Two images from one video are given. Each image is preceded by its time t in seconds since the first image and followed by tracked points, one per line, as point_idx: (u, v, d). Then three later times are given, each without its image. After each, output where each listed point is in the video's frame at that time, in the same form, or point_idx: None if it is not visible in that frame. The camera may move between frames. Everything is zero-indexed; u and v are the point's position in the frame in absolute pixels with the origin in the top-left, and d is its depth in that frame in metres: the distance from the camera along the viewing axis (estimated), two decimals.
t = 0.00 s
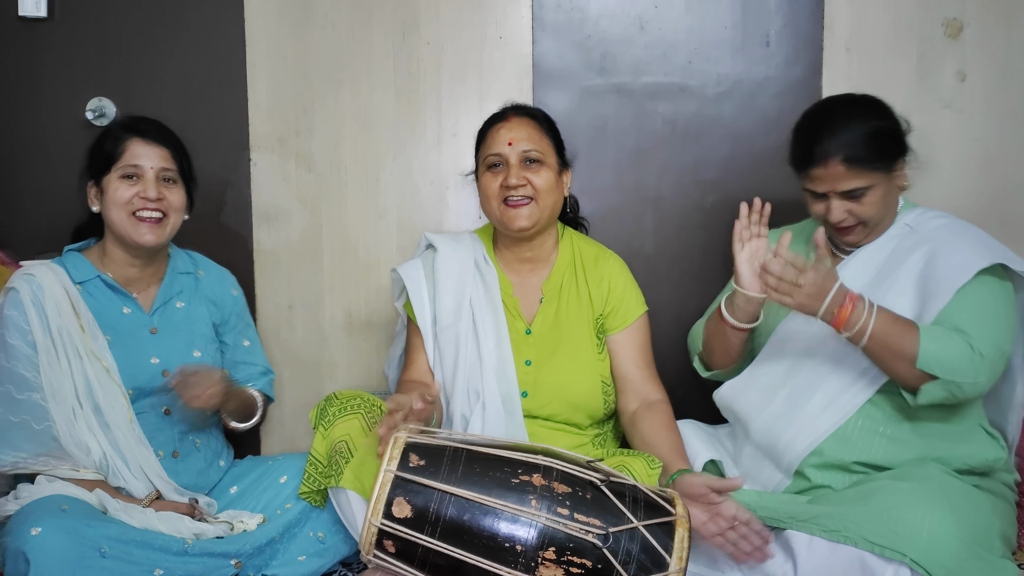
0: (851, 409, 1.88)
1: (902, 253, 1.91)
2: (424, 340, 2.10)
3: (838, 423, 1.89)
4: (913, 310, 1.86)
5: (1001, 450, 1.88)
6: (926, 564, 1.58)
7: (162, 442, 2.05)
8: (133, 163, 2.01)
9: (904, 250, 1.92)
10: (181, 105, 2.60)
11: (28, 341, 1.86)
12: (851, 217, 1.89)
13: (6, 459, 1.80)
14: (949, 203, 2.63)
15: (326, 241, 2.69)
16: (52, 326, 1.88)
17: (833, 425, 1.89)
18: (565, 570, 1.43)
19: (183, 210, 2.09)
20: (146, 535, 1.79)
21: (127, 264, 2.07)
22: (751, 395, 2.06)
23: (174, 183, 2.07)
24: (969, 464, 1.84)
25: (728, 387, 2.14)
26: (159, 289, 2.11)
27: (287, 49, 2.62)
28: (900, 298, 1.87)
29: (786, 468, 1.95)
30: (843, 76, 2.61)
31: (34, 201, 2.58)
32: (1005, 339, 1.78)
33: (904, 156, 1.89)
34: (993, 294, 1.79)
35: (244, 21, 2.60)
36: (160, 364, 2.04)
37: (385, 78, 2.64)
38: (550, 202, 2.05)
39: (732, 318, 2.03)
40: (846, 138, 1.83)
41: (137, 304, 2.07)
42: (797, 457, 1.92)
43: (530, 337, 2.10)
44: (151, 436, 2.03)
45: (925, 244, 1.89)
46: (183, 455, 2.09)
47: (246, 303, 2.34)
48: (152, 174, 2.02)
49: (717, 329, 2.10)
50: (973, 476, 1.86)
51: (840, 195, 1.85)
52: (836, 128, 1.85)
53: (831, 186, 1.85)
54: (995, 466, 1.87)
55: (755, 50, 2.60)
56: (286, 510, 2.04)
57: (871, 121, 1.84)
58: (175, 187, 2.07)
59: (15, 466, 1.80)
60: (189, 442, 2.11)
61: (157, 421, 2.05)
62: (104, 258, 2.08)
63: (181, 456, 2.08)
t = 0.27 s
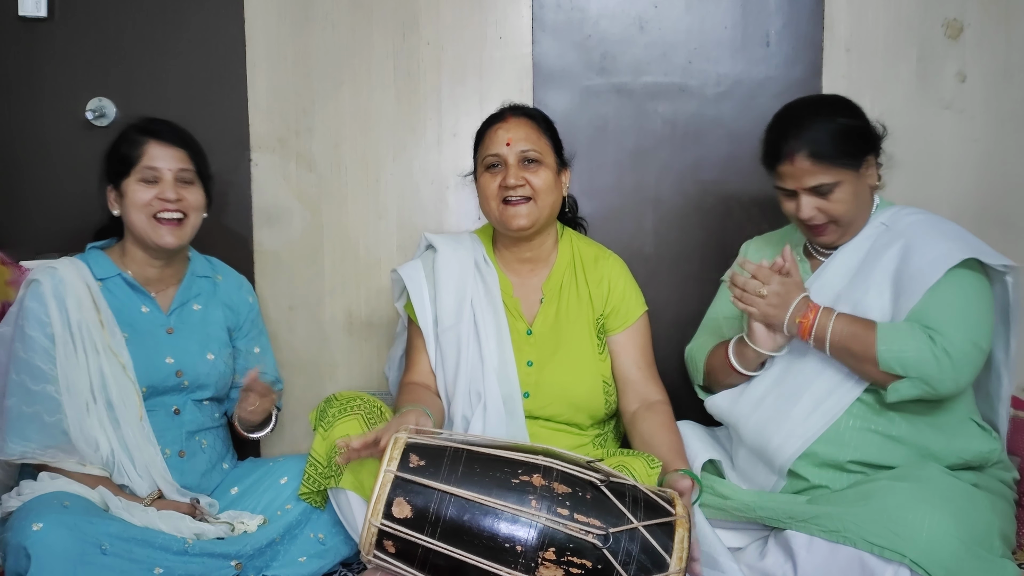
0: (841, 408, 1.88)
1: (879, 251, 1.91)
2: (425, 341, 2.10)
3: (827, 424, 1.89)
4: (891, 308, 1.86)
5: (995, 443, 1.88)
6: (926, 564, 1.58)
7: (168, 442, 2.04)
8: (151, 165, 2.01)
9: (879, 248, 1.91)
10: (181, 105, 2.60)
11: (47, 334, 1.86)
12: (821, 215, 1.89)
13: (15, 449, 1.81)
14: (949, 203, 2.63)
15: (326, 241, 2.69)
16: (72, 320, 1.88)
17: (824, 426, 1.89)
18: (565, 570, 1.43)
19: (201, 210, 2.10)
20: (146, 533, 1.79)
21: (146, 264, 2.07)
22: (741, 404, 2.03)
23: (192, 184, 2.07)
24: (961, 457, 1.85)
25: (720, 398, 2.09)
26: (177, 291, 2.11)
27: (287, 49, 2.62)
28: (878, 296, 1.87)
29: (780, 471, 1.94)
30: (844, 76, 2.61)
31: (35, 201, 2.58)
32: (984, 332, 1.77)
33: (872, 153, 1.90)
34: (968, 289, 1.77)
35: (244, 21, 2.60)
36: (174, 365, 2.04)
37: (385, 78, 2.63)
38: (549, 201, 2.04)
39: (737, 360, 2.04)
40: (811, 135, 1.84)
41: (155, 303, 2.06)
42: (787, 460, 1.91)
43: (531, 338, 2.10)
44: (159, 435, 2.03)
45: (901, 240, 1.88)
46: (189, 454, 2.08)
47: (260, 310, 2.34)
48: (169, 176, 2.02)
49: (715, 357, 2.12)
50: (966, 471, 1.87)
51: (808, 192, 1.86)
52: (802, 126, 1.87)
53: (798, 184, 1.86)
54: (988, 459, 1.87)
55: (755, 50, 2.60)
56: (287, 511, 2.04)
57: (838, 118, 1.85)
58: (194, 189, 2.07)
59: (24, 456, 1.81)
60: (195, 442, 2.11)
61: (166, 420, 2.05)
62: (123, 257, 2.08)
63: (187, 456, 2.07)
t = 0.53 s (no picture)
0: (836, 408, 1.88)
1: (876, 252, 1.90)
2: (425, 341, 2.10)
3: (823, 424, 1.88)
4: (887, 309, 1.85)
5: (992, 441, 1.88)
6: (926, 564, 1.58)
7: (168, 441, 2.05)
8: (162, 181, 2.00)
9: (876, 250, 1.91)
10: (181, 105, 2.60)
11: (46, 334, 1.86)
12: (811, 207, 1.90)
13: (15, 448, 1.80)
14: (949, 202, 2.63)
15: (326, 241, 2.69)
16: (72, 320, 1.88)
17: (820, 426, 1.89)
18: (565, 570, 1.43)
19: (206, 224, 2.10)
20: (146, 533, 1.79)
21: (147, 267, 2.07)
22: (736, 405, 2.03)
23: (201, 202, 2.07)
24: (960, 455, 1.85)
25: (714, 399, 2.09)
26: (177, 292, 2.11)
27: (287, 49, 2.62)
28: (875, 297, 1.87)
29: (775, 471, 1.93)
30: (844, 76, 2.61)
31: (35, 201, 2.58)
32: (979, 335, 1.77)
33: (865, 149, 1.91)
34: (962, 292, 1.77)
35: (244, 21, 2.60)
36: (174, 364, 2.04)
37: (385, 78, 2.63)
38: (549, 201, 2.04)
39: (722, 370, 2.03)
40: (802, 126, 1.87)
41: (154, 304, 2.07)
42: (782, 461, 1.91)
43: (530, 339, 2.10)
44: (159, 433, 2.04)
45: (898, 242, 1.88)
46: (190, 454, 2.09)
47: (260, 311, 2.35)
48: (180, 194, 2.02)
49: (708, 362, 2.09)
50: (965, 470, 1.86)
51: (798, 182, 1.88)
52: (793, 117, 1.91)
53: (788, 174, 1.89)
54: (987, 456, 1.87)
55: (755, 50, 2.60)
56: (287, 511, 2.04)
57: (831, 111, 1.88)
58: (201, 207, 2.07)
59: (23, 455, 1.80)
60: (195, 442, 2.12)
61: (166, 419, 2.06)
62: (124, 258, 2.09)
63: (187, 455, 2.08)
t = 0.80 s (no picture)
0: (845, 410, 1.88)
1: (894, 253, 1.91)
2: (424, 341, 2.10)
3: (830, 425, 1.88)
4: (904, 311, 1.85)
5: (997, 447, 1.88)
6: (926, 564, 1.58)
7: (164, 441, 2.04)
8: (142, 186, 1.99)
9: (894, 251, 1.91)
10: (181, 104, 2.60)
11: (33, 341, 1.86)
12: (821, 195, 1.91)
13: (9, 456, 1.82)
14: (949, 203, 2.63)
15: (326, 241, 2.69)
16: (58, 325, 1.88)
17: (826, 427, 1.89)
18: (565, 570, 1.43)
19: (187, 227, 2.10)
20: (146, 533, 1.79)
21: (130, 269, 2.05)
22: (744, 400, 2.02)
23: (182, 205, 2.06)
24: (963, 460, 1.84)
25: (720, 392, 2.08)
26: (163, 291, 2.10)
27: (287, 49, 2.62)
28: (892, 299, 1.87)
29: (779, 471, 1.94)
30: (844, 76, 2.61)
31: (34, 201, 2.58)
32: (995, 343, 1.78)
33: (884, 144, 1.92)
34: (980, 296, 1.79)
35: (245, 21, 2.60)
36: (165, 364, 2.04)
37: (385, 78, 2.63)
38: (549, 202, 2.04)
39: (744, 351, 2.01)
40: (821, 112, 1.91)
41: (140, 304, 2.06)
42: (789, 460, 1.91)
43: (529, 340, 2.10)
44: (155, 435, 2.03)
45: (917, 244, 1.88)
46: (187, 453, 2.08)
47: (251, 305, 2.33)
48: (160, 199, 2.00)
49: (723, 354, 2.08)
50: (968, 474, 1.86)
51: (812, 168, 1.91)
52: (816, 104, 1.94)
53: (802, 159, 1.92)
54: (990, 462, 1.87)
55: (756, 50, 2.60)
56: (287, 511, 2.04)
57: (854, 101, 1.90)
58: (183, 210, 2.06)
59: (19, 463, 1.82)
60: (192, 441, 2.11)
61: (161, 419, 2.05)
62: (107, 259, 2.06)
63: (184, 455, 2.07)
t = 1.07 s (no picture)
0: (859, 416, 1.88)
1: (916, 258, 1.90)
2: (424, 341, 2.10)
3: (843, 430, 1.88)
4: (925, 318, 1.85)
5: (1004, 456, 1.87)
6: (927, 564, 1.58)
7: (158, 444, 2.05)
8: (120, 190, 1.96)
9: (916, 256, 1.91)
10: (181, 105, 2.60)
11: (17, 351, 1.85)
12: (838, 182, 1.91)
13: (3, 467, 1.83)
14: (950, 203, 2.63)
15: (326, 241, 2.69)
16: (40, 335, 1.87)
17: (839, 432, 1.89)
18: (565, 570, 1.43)
19: (167, 228, 2.08)
20: (145, 535, 1.79)
21: (109, 273, 2.04)
22: (758, 398, 2.01)
23: (162, 206, 2.04)
24: (969, 468, 1.84)
25: (735, 390, 2.08)
26: (146, 293, 2.09)
27: (287, 49, 2.62)
28: (913, 304, 1.86)
29: (787, 473, 1.94)
30: (844, 76, 2.61)
31: (33, 201, 2.58)
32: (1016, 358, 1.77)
33: (911, 142, 1.90)
34: (1003, 309, 1.77)
35: (245, 21, 2.60)
36: (153, 367, 2.03)
37: (385, 78, 2.63)
38: (549, 202, 2.04)
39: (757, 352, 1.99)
40: (852, 99, 1.91)
41: (123, 308, 2.05)
42: (800, 463, 1.91)
43: (530, 339, 2.10)
44: (148, 438, 2.03)
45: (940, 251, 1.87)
46: (181, 455, 2.09)
47: (237, 299, 2.32)
48: (139, 202, 1.98)
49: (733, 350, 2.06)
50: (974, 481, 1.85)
51: (835, 152, 1.91)
52: (849, 91, 1.94)
53: (824, 142, 1.93)
54: (997, 472, 1.86)
55: (756, 50, 2.60)
56: (287, 511, 2.04)
57: (889, 94, 1.89)
58: (163, 211, 2.04)
59: (12, 474, 1.83)
60: (187, 442, 2.10)
61: (153, 423, 2.05)
62: (87, 263, 2.05)
63: (179, 456, 2.08)
